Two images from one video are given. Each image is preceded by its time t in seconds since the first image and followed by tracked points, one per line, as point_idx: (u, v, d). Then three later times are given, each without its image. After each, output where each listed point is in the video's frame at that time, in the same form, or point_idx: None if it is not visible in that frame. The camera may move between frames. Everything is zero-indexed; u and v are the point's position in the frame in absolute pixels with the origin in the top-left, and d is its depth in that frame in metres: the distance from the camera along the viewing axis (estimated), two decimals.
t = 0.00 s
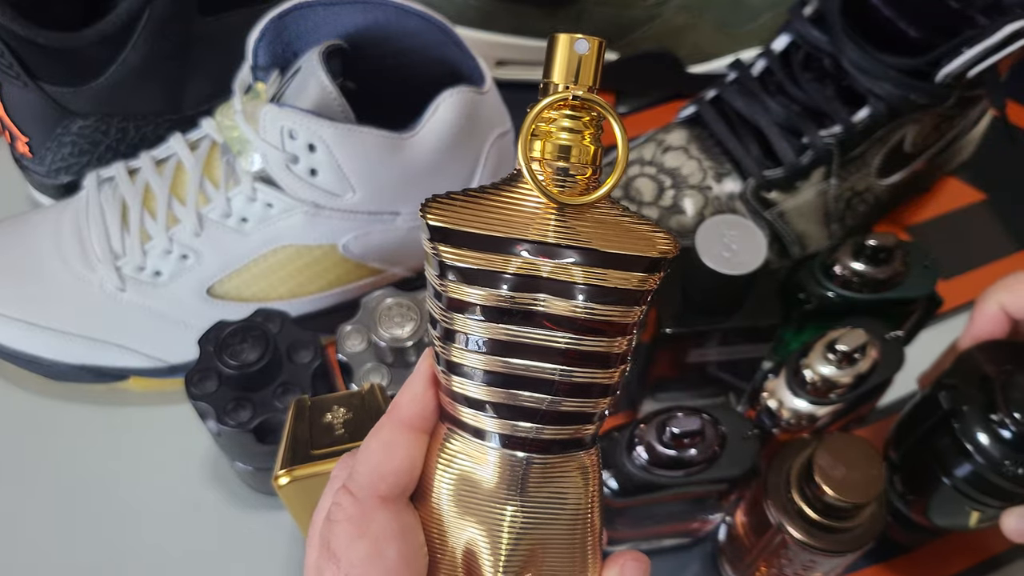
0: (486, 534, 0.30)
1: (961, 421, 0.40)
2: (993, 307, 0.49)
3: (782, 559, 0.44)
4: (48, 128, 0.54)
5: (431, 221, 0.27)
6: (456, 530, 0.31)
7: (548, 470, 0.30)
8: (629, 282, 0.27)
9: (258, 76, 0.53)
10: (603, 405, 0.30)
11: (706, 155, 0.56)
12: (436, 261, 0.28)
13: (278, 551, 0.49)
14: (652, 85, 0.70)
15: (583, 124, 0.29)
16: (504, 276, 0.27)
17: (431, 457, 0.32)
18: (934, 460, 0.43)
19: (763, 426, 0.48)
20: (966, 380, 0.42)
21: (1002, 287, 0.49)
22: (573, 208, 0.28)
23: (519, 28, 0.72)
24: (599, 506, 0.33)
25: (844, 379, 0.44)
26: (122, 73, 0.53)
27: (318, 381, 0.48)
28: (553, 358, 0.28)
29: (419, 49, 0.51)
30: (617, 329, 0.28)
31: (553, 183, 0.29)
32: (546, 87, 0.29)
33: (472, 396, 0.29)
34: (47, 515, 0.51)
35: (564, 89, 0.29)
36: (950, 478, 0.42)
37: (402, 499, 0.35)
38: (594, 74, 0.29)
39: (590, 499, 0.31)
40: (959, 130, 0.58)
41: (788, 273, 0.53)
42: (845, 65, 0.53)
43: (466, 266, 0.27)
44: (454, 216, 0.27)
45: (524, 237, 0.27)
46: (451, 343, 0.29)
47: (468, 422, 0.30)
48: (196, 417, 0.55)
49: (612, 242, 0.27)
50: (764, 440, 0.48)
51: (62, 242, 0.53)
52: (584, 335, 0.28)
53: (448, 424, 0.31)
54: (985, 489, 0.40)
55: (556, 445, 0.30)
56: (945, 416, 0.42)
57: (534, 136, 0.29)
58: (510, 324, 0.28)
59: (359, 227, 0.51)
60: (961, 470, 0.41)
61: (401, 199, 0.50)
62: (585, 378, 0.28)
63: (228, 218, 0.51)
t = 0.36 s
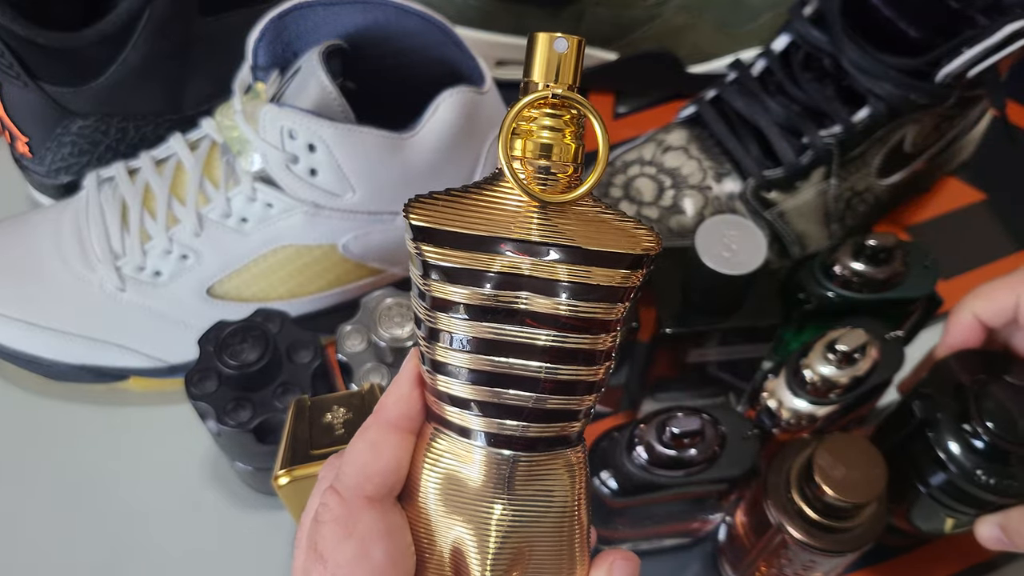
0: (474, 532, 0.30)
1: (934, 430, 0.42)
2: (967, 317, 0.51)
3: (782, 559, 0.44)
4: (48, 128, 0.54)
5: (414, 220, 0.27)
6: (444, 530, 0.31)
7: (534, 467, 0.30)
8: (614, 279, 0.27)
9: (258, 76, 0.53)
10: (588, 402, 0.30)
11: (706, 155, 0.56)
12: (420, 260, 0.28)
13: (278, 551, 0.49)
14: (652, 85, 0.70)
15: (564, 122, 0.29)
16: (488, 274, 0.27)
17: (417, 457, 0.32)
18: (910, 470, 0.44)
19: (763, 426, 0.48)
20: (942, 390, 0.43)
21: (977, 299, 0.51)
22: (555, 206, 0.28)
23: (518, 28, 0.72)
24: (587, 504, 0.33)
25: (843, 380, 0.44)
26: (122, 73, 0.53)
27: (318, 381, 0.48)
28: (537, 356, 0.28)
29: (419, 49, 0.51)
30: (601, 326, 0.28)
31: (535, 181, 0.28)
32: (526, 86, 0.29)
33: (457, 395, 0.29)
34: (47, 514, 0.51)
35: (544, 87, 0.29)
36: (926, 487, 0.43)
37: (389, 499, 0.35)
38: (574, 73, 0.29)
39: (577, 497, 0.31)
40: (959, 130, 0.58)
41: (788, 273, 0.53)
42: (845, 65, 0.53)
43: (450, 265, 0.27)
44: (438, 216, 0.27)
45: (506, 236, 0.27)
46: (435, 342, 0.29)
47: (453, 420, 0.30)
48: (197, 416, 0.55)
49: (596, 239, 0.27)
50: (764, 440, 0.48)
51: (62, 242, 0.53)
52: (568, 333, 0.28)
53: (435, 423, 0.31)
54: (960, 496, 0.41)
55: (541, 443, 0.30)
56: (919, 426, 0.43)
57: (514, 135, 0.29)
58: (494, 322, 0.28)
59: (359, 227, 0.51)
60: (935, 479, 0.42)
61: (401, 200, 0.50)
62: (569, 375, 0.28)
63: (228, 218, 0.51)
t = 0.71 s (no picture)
0: (477, 528, 0.30)
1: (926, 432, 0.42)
2: (959, 319, 0.51)
3: (782, 559, 0.44)
4: (47, 128, 0.54)
5: (414, 217, 0.27)
6: (448, 526, 0.31)
7: (537, 461, 0.30)
8: (614, 272, 0.27)
9: (258, 76, 0.53)
10: (589, 396, 0.30)
11: (706, 155, 0.56)
12: (421, 257, 0.28)
13: (278, 551, 0.50)
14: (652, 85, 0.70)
15: (563, 116, 0.29)
16: (489, 268, 0.27)
17: (421, 454, 0.32)
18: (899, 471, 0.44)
19: (763, 425, 0.48)
20: (935, 393, 0.43)
21: (966, 301, 0.51)
22: (555, 200, 0.28)
23: (518, 28, 0.72)
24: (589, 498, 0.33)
25: (843, 380, 0.44)
26: (121, 73, 0.53)
27: (318, 381, 0.48)
28: (538, 350, 0.28)
29: (419, 49, 0.51)
30: (601, 319, 0.28)
31: (534, 176, 0.28)
32: (524, 81, 0.29)
33: (459, 389, 0.29)
34: (47, 514, 0.51)
35: (543, 83, 0.29)
36: (917, 488, 0.43)
37: (393, 495, 0.35)
38: (571, 69, 0.29)
39: (580, 490, 0.31)
40: (959, 130, 0.58)
41: (788, 273, 0.53)
42: (845, 65, 0.53)
43: (451, 260, 0.27)
44: (437, 211, 0.27)
45: (506, 230, 0.27)
46: (437, 338, 0.29)
47: (455, 416, 0.30)
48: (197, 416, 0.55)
49: (595, 233, 0.27)
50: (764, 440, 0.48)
51: (62, 242, 0.53)
52: (569, 326, 0.28)
53: (437, 419, 0.31)
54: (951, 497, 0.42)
55: (544, 436, 0.30)
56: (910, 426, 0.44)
57: (514, 130, 0.29)
58: (495, 316, 0.28)
59: (359, 227, 0.51)
60: (926, 480, 0.42)
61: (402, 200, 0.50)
62: (569, 368, 0.28)
63: (228, 218, 0.51)
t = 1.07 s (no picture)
0: (477, 525, 0.30)
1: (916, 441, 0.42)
2: (947, 329, 0.52)
3: (782, 559, 0.44)
4: (48, 128, 0.54)
5: (411, 214, 0.27)
6: (448, 523, 0.31)
7: (536, 458, 0.30)
8: (613, 267, 0.27)
9: (258, 76, 0.53)
10: (588, 391, 0.30)
11: (706, 154, 0.56)
12: (418, 254, 0.28)
13: (278, 551, 0.50)
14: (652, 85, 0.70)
15: (558, 112, 0.29)
16: (486, 265, 0.27)
17: (420, 451, 0.32)
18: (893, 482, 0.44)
19: (763, 425, 0.48)
20: (923, 401, 0.43)
21: (953, 310, 0.51)
22: (551, 197, 0.28)
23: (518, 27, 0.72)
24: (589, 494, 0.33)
25: (843, 380, 0.44)
26: (122, 73, 0.53)
27: (318, 380, 0.48)
28: (536, 346, 0.28)
29: (419, 49, 0.51)
30: (599, 314, 0.28)
31: (531, 172, 0.28)
32: (519, 78, 0.29)
33: (457, 386, 0.29)
34: (47, 514, 0.51)
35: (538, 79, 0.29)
36: (909, 496, 0.43)
37: (392, 494, 0.35)
38: (565, 65, 0.29)
39: (579, 486, 0.31)
40: (959, 130, 0.58)
41: (788, 273, 0.53)
42: (845, 65, 0.53)
43: (448, 258, 0.27)
44: (432, 207, 0.27)
45: (501, 226, 0.27)
46: (435, 335, 0.29)
47: (453, 413, 0.30)
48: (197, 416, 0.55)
49: (592, 228, 0.27)
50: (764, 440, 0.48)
51: (62, 242, 0.53)
52: (566, 321, 0.28)
53: (435, 416, 0.31)
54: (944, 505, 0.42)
55: (542, 433, 0.30)
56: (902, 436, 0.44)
57: (509, 126, 0.29)
58: (492, 313, 0.28)
59: (359, 226, 0.51)
60: (918, 488, 0.42)
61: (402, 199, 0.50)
62: (567, 363, 0.28)
63: (228, 218, 0.51)
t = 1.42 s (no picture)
0: (489, 520, 0.30)
1: (908, 440, 0.42)
2: (939, 329, 0.52)
3: (782, 559, 0.44)
4: (47, 128, 0.54)
5: (421, 205, 0.27)
6: (459, 517, 0.31)
7: (548, 452, 0.30)
8: (626, 259, 0.27)
9: (258, 76, 0.53)
10: (600, 383, 0.30)
11: (706, 154, 0.56)
12: (428, 245, 0.28)
13: (278, 551, 0.49)
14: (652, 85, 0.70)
15: (572, 101, 0.29)
16: (497, 257, 0.27)
17: (431, 442, 0.32)
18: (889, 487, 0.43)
19: (763, 425, 0.48)
20: (914, 399, 0.43)
21: (945, 310, 0.51)
22: (563, 187, 0.28)
23: (518, 27, 0.72)
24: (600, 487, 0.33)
25: (843, 380, 0.44)
26: (121, 74, 0.53)
27: (318, 381, 0.48)
28: (548, 338, 0.28)
29: (419, 49, 0.51)
30: (611, 307, 0.28)
31: (543, 162, 0.28)
32: (532, 66, 0.29)
33: (468, 379, 0.29)
34: (47, 514, 0.51)
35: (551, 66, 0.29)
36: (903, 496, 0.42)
37: (404, 488, 0.35)
38: (578, 54, 0.29)
39: (591, 479, 0.31)
40: (959, 129, 0.58)
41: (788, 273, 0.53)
42: (845, 65, 0.53)
43: (459, 249, 0.27)
44: (441, 197, 0.27)
45: (512, 216, 0.27)
46: (446, 327, 0.29)
47: (464, 405, 0.30)
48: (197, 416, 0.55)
49: (604, 219, 0.27)
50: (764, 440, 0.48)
51: (62, 242, 0.53)
52: (578, 314, 0.28)
53: (446, 409, 0.31)
54: (938, 504, 0.41)
55: (554, 425, 0.30)
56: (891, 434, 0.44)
57: (522, 115, 0.29)
58: (503, 306, 0.28)
59: (359, 227, 0.51)
60: (911, 489, 0.42)
61: (402, 199, 0.50)
62: (579, 356, 0.28)
63: (228, 218, 0.51)
